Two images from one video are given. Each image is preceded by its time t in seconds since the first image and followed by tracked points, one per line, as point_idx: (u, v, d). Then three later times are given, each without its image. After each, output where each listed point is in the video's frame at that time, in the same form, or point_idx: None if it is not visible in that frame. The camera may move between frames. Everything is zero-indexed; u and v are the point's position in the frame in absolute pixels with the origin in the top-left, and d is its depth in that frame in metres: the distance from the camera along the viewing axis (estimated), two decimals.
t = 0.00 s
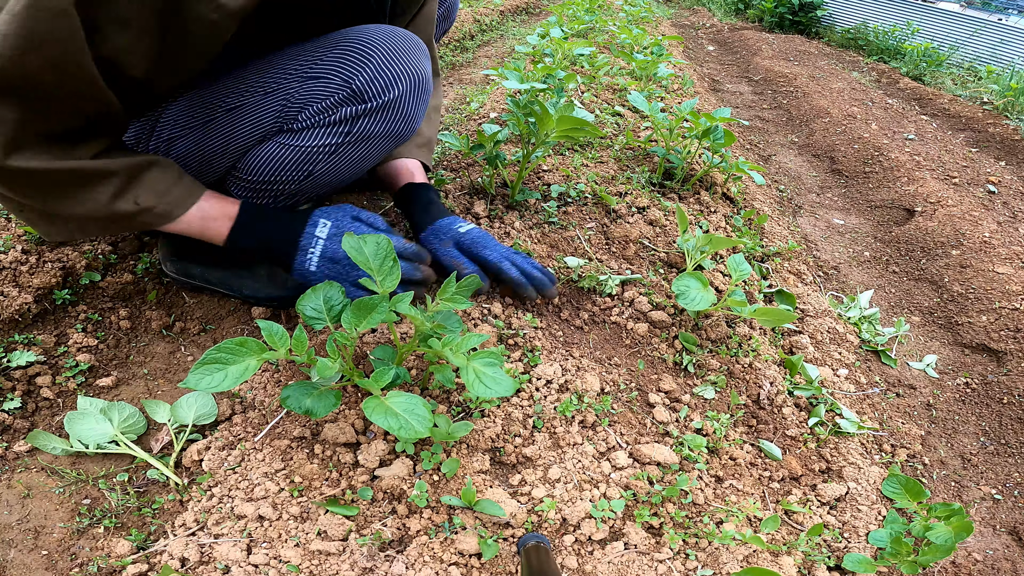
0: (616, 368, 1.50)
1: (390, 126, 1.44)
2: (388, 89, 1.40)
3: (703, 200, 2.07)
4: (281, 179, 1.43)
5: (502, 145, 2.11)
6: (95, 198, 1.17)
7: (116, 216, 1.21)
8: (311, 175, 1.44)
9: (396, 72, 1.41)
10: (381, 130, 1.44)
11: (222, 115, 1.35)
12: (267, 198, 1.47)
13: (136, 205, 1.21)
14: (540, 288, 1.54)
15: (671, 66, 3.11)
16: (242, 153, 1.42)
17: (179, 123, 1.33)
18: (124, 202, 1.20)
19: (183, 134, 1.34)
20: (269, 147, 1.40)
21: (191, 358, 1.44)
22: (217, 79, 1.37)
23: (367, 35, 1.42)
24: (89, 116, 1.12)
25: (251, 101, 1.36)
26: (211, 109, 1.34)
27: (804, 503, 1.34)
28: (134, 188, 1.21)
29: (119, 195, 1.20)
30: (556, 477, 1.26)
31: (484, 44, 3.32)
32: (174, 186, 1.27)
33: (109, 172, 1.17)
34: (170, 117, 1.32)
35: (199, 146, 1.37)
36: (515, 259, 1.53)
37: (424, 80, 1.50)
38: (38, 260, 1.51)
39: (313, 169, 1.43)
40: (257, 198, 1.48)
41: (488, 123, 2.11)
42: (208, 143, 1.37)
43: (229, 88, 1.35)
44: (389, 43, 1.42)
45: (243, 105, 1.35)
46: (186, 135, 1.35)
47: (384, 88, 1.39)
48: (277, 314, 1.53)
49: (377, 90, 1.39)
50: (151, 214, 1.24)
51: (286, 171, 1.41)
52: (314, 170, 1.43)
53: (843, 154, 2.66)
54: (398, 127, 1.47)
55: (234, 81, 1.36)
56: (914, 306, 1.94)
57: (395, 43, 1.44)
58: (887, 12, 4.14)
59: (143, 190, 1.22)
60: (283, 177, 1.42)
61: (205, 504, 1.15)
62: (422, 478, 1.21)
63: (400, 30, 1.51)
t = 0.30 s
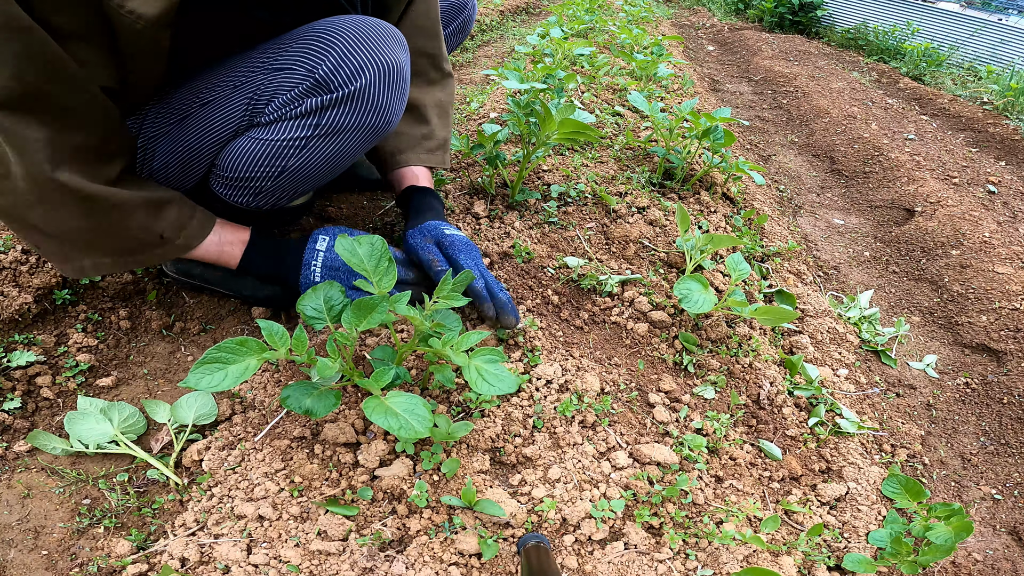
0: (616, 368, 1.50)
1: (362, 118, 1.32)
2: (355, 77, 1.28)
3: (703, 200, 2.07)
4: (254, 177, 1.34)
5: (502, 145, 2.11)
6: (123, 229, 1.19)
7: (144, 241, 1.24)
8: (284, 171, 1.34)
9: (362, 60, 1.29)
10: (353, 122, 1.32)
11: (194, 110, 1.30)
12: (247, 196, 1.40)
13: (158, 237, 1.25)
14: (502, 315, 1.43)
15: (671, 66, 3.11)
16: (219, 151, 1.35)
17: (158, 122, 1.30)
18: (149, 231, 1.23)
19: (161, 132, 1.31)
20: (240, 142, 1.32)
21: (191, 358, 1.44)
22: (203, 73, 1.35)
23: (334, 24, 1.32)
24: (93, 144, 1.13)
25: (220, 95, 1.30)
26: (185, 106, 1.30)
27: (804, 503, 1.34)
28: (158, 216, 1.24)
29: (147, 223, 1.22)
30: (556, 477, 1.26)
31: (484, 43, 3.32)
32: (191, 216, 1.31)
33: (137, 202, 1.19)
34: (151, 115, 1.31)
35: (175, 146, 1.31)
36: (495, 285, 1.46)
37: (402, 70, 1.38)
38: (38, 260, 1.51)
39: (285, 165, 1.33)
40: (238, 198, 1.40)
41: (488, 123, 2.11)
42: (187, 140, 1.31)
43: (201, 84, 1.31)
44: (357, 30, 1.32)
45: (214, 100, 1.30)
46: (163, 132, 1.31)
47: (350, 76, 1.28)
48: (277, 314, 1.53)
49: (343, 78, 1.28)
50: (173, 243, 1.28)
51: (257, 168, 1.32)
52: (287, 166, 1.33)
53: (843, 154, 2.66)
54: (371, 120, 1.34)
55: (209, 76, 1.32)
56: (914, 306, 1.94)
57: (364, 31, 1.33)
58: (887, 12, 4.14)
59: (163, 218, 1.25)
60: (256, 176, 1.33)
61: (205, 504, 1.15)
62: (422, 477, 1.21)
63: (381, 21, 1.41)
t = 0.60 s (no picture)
0: (616, 368, 1.50)
1: (359, 115, 1.32)
2: (351, 74, 1.28)
3: (703, 200, 2.07)
4: (253, 176, 1.33)
5: (502, 145, 2.11)
6: (119, 243, 1.19)
7: (143, 254, 1.24)
8: (282, 169, 1.33)
9: (358, 57, 1.29)
10: (350, 119, 1.31)
11: (193, 109, 1.30)
12: (246, 193, 1.39)
13: (155, 250, 1.25)
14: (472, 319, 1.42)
15: (671, 66, 3.12)
16: (218, 151, 1.35)
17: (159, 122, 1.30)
18: (147, 245, 1.23)
19: (161, 132, 1.32)
20: (239, 140, 1.32)
21: (191, 358, 1.44)
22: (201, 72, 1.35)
23: (330, 23, 1.33)
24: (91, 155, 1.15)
25: (218, 94, 1.30)
26: (184, 105, 1.31)
27: (804, 503, 1.34)
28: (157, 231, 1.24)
29: (145, 236, 1.22)
30: (556, 477, 1.26)
31: (484, 43, 3.32)
32: (192, 229, 1.30)
33: (137, 213, 1.20)
34: (151, 115, 1.32)
35: (176, 146, 1.31)
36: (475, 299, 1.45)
37: (398, 67, 1.37)
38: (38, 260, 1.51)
39: (283, 162, 1.32)
40: (236, 197, 1.39)
41: (488, 123, 2.11)
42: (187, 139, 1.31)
43: (200, 83, 1.31)
44: (353, 27, 1.32)
45: (212, 99, 1.30)
46: (163, 132, 1.32)
47: (346, 72, 1.28)
48: (277, 314, 1.53)
49: (340, 75, 1.27)
50: (172, 257, 1.28)
51: (255, 165, 1.31)
52: (284, 163, 1.32)
53: (843, 154, 2.66)
54: (369, 117, 1.33)
55: (207, 76, 1.32)
56: (914, 306, 1.94)
57: (360, 28, 1.33)
58: (887, 12, 4.14)
59: (162, 232, 1.25)
60: (254, 173, 1.33)
61: (205, 504, 1.15)
62: (422, 477, 1.21)
63: (378, 19, 1.41)
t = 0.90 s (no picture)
0: (616, 368, 1.50)
1: (354, 114, 1.31)
2: (345, 73, 1.27)
3: (703, 200, 2.07)
4: (249, 176, 1.33)
5: (502, 144, 2.11)
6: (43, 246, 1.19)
7: (56, 264, 1.23)
8: (278, 170, 1.33)
9: (352, 55, 1.28)
10: (345, 119, 1.31)
11: (189, 110, 1.30)
12: (242, 194, 1.38)
13: (72, 256, 1.23)
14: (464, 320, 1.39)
15: (671, 66, 3.12)
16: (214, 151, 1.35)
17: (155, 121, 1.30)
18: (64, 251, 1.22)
19: (157, 132, 1.31)
20: (234, 141, 1.32)
21: (191, 358, 1.44)
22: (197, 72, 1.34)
23: (324, 22, 1.32)
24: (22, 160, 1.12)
25: (214, 94, 1.30)
26: (180, 106, 1.31)
27: (804, 503, 1.34)
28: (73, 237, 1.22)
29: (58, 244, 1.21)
30: (556, 477, 1.26)
31: (484, 44, 3.32)
32: (115, 237, 1.27)
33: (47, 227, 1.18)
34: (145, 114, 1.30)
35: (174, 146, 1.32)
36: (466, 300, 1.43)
37: (395, 66, 1.36)
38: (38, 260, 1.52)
39: (279, 163, 1.32)
40: (234, 198, 1.39)
41: (488, 124, 2.11)
42: (184, 139, 1.32)
43: (195, 83, 1.31)
44: (346, 25, 1.31)
45: (207, 99, 1.30)
46: (160, 132, 1.31)
47: (340, 72, 1.27)
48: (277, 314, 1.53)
49: (333, 74, 1.27)
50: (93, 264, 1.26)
51: (251, 166, 1.31)
52: (280, 164, 1.32)
53: (843, 154, 2.66)
54: (364, 116, 1.33)
55: (203, 76, 1.32)
56: (914, 306, 1.94)
57: (354, 26, 1.32)
58: (887, 12, 4.14)
59: (83, 238, 1.23)
60: (250, 174, 1.33)
61: (205, 504, 1.16)
62: (422, 478, 1.21)
63: (373, 17, 1.40)
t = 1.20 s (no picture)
0: (616, 368, 1.50)
1: (351, 118, 1.31)
2: (341, 77, 1.27)
3: (703, 200, 2.07)
4: (246, 180, 1.33)
5: (502, 144, 2.11)
6: None
7: None
8: (276, 173, 1.33)
9: (350, 58, 1.28)
10: (343, 123, 1.31)
11: (182, 113, 1.28)
12: (240, 198, 1.37)
13: None
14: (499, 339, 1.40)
15: (671, 66, 3.12)
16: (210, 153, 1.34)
17: (149, 124, 1.26)
18: None
19: (150, 135, 1.27)
20: (231, 145, 1.32)
21: (191, 358, 1.44)
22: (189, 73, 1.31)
23: (319, 23, 1.31)
24: None
25: (210, 97, 1.29)
26: (174, 108, 1.27)
27: (804, 503, 1.34)
28: None
29: None
30: (556, 477, 1.26)
31: (484, 43, 3.32)
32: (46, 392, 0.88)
33: None
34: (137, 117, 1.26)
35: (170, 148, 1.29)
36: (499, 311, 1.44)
37: (392, 69, 1.36)
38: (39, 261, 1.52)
39: (277, 166, 1.32)
40: (232, 200, 1.38)
41: (487, 123, 2.11)
42: (178, 144, 1.30)
43: (189, 84, 1.28)
44: (343, 27, 1.31)
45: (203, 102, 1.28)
46: (153, 136, 1.28)
47: (336, 75, 1.27)
48: (277, 314, 1.53)
49: (331, 77, 1.26)
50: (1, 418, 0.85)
51: (249, 169, 1.31)
52: (278, 167, 1.32)
53: (843, 154, 2.66)
54: (362, 119, 1.33)
55: (196, 77, 1.29)
56: (914, 306, 1.94)
57: (350, 28, 1.31)
58: (887, 12, 4.13)
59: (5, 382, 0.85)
60: (248, 177, 1.32)
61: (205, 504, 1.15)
62: (422, 478, 1.21)
63: (367, 18, 1.39)
